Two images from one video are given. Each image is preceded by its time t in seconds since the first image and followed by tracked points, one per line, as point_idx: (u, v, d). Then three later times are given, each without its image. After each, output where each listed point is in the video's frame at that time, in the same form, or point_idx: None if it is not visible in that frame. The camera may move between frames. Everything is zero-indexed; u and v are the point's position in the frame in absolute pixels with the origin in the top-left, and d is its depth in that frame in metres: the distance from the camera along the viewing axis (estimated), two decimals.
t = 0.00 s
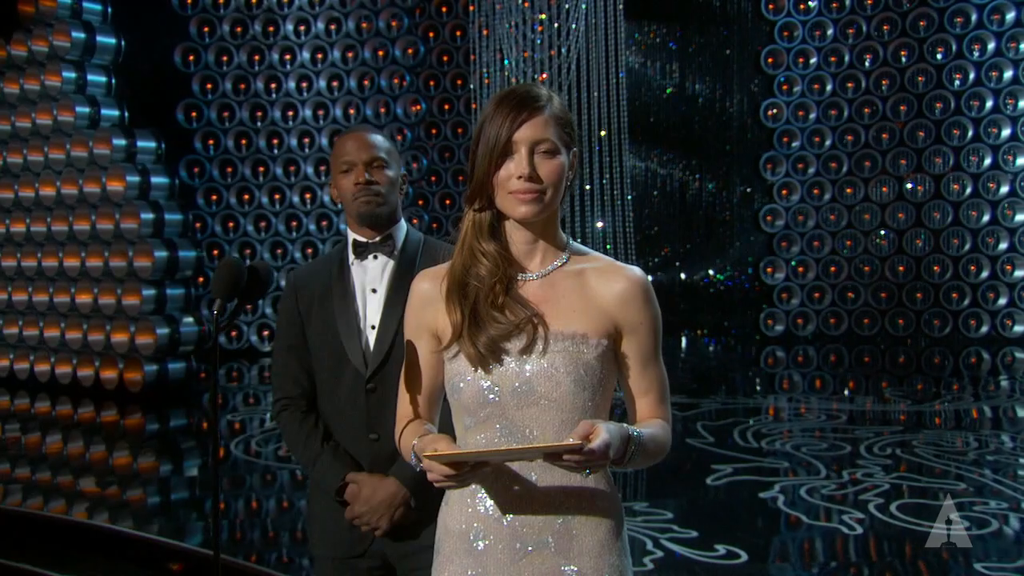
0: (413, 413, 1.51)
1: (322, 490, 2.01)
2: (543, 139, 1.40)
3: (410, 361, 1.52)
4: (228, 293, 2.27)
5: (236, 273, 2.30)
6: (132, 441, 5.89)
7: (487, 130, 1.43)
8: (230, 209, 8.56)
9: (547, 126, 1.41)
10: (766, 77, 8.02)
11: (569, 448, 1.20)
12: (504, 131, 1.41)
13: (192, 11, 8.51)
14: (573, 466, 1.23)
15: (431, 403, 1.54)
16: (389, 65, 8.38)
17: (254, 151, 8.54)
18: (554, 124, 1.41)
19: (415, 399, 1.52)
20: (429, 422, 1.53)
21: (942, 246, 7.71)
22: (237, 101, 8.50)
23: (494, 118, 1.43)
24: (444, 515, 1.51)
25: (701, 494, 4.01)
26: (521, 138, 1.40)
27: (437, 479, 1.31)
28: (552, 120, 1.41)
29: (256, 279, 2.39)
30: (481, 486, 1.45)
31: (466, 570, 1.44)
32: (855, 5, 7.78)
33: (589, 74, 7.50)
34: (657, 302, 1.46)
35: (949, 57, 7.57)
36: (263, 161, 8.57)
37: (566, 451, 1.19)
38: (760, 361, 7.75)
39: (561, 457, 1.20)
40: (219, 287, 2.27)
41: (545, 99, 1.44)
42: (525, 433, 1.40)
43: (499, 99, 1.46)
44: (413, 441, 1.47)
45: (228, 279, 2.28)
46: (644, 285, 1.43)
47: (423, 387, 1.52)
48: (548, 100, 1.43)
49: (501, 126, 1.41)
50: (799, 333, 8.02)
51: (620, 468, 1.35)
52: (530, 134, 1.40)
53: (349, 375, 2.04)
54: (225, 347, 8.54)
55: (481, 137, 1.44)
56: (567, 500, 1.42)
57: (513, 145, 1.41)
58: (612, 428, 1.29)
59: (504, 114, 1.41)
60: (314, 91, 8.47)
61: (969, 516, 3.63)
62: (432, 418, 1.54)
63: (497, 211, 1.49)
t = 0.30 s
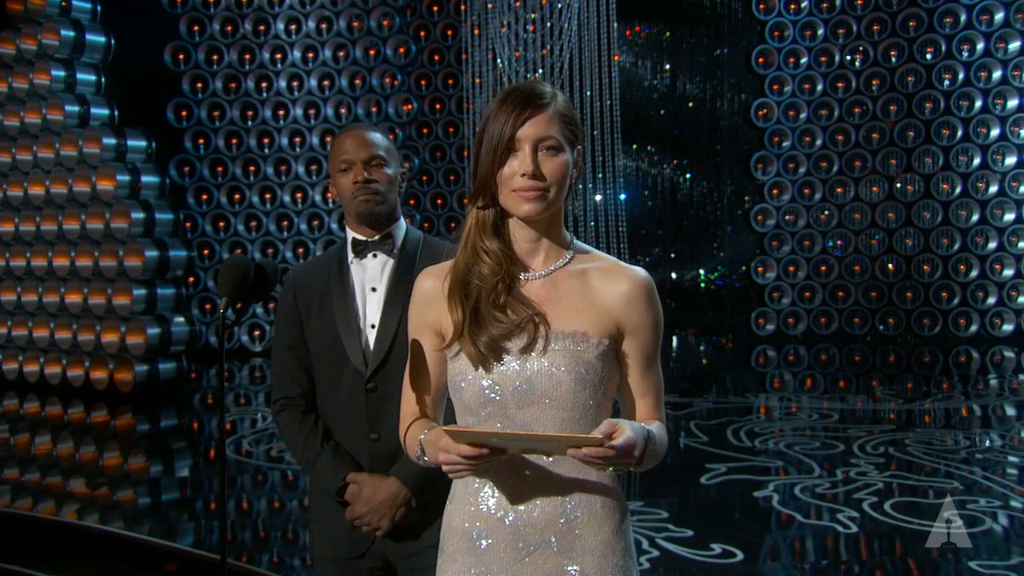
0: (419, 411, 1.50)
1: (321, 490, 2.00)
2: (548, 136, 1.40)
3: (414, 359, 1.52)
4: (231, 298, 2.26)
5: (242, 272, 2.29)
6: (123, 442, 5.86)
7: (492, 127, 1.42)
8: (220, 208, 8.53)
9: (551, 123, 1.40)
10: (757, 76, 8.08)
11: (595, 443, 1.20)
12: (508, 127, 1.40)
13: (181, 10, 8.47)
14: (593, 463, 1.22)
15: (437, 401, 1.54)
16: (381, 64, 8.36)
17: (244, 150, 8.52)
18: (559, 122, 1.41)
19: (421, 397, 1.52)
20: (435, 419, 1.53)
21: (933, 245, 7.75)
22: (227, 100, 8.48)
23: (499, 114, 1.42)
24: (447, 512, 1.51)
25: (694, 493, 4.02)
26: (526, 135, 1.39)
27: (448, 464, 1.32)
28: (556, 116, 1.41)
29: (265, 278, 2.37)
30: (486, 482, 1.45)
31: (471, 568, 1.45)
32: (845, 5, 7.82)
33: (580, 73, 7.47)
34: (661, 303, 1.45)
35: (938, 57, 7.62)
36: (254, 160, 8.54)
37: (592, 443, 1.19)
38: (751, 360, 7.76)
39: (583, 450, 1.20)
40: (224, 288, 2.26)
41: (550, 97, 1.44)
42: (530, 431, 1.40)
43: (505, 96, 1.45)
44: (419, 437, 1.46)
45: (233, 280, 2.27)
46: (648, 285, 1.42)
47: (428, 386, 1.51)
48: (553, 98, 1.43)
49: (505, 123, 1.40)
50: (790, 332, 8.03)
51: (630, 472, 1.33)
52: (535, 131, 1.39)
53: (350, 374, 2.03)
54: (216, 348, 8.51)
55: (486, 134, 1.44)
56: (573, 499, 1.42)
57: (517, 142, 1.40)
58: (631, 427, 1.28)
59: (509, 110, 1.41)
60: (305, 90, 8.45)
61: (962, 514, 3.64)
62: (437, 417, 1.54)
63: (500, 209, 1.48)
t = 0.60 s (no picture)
0: (431, 408, 1.53)
1: (325, 489, 2.00)
2: (558, 129, 1.40)
3: (426, 355, 1.53)
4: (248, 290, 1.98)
5: (255, 266, 2.01)
6: (112, 442, 5.82)
7: (502, 121, 1.43)
8: (209, 206, 8.48)
9: (562, 117, 1.41)
10: (747, 75, 8.09)
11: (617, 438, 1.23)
12: (517, 121, 1.41)
13: (169, 6, 8.42)
14: (614, 461, 1.25)
15: (448, 397, 1.56)
16: (371, 61, 8.34)
17: (233, 148, 8.47)
18: (569, 115, 1.41)
19: (433, 394, 1.54)
20: (446, 416, 1.55)
21: (921, 243, 7.78)
22: (216, 97, 8.44)
23: (509, 109, 1.43)
24: (458, 509, 1.55)
25: (689, 490, 4.03)
26: (537, 129, 1.40)
27: (463, 461, 1.35)
28: (566, 110, 1.42)
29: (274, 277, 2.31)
30: (497, 482, 1.49)
31: (482, 564, 1.48)
32: (835, 4, 7.84)
33: (571, 71, 7.45)
34: (673, 299, 1.46)
35: (927, 56, 7.66)
36: (243, 158, 8.50)
37: (615, 438, 1.22)
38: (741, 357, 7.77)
39: (607, 446, 1.22)
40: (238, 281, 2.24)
41: (560, 90, 1.44)
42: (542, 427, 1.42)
43: (515, 89, 1.46)
44: (432, 435, 1.49)
45: (247, 271, 1.99)
46: (661, 281, 1.44)
47: (440, 383, 1.53)
48: (563, 91, 1.43)
49: (515, 117, 1.41)
50: (779, 330, 8.03)
51: (643, 468, 1.36)
52: (545, 125, 1.40)
53: (352, 371, 2.03)
54: (204, 346, 8.46)
55: (495, 128, 1.44)
56: (584, 498, 1.46)
57: (526, 136, 1.41)
58: (651, 424, 1.31)
59: (519, 105, 1.42)
60: (294, 87, 8.41)
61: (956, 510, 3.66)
62: (449, 413, 1.56)
63: (512, 205, 1.49)
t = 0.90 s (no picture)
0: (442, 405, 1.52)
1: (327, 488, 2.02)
2: (572, 121, 1.39)
3: (436, 352, 1.52)
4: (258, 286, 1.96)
5: (267, 259, 1.97)
6: (98, 440, 5.76)
7: (514, 114, 1.42)
8: (195, 203, 8.41)
9: (575, 109, 1.40)
10: (734, 73, 8.10)
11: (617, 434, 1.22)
12: (530, 114, 1.40)
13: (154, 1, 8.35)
14: (621, 460, 1.24)
15: (458, 394, 1.54)
16: (358, 57, 8.31)
17: (219, 144, 8.42)
18: (583, 107, 1.40)
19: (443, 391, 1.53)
20: (455, 414, 1.54)
21: (907, 240, 7.83)
22: (202, 93, 8.39)
23: (521, 101, 1.42)
24: (469, 508, 1.56)
25: (680, 486, 4.04)
26: (550, 121, 1.39)
27: (462, 472, 1.33)
28: (580, 101, 1.41)
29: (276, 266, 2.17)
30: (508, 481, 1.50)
31: (494, 563, 1.49)
32: (821, 2, 7.87)
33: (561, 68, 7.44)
34: (687, 294, 1.46)
35: (912, 54, 7.71)
36: (229, 154, 8.45)
37: (614, 434, 1.21)
38: (728, 355, 7.80)
39: (606, 443, 1.22)
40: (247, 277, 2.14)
41: (573, 82, 1.43)
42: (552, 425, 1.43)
43: (526, 82, 1.45)
44: (437, 434, 1.49)
45: (260, 267, 1.96)
46: (677, 277, 1.44)
47: (451, 380, 1.52)
48: (575, 83, 1.42)
49: (527, 110, 1.40)
50: (766, 327, 8.04)
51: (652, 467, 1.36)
52: (558, 117, 1.39)
53: (355, 370, 2.04)
54: (190, 344, 8.41)
55: (508, 122, 1.43)
56: (597, 498, 1.47)
57: (540, 129, 1.40)
58: (659, 423, 1.31)
59: (531, 98, 1.41)
60: (281, 83, 8.35)
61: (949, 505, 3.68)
62: (457, 411, 1.55)
63: (525, 198, 1.48)
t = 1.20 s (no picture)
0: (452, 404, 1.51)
1: (338, 487, 2.00)
2: (584, 116, 1.38)
3: (448, 349, 1.51)
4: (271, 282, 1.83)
5: (279, 255, 1.84)
6: (84, 438, 5.72)
7: (526, 108, 1.41)
8: (181, 199, 8.35)
9: (587, 103, 1.39)
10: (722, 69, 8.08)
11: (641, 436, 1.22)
12: (542, 108, 1.39)
13: None
14: (643, 461, 1.24)
15: (471, 393, 1.53)
16: (346, 53, 8.28)
17: (205, 140, 8.36)
18: (595, 102, 1.39)
19: (454, 391, 1.52)
20: (468, 413, 1.53)
21: (893, 238, 7.87)
22: (187, 89, 8.32)
23: (532, 96, 1.41)
24: (483, 506, 1.54)
25: (671, 483, 4.04)
26: (563, 115, 1.38)
27: (478, 471, 1.33)
28: (592, 95, 1.40)
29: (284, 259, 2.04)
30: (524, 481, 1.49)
31: (510, 561, 1.48)
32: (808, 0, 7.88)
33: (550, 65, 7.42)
34: (704, 290, 1.45)
35: (898, 52, 7.75)
36: (214, 150, 8.39)
37: (639, 437, 1.21)
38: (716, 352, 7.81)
39: (629, 445, 1.22)
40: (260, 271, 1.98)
41: (585, 77, 1.42)
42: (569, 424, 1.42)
43: (538, 77, 1.44)
44: (450, 434, 1.47)
45: (273, 263, 1.83)
46: (692, 273, 1.43)
47: (463, 379, 1.51)
48: (588, 77, 1.41)
49: (539, 104, 1.39)
50: (753, 324, 8.05)
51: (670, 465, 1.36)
52: (571, 111, 1.38)
53: (365, 368, 2.02)
54: (175, 341, 8.35)
55: (519, 116, 1.42)
56: (615, 497, 1.46)
57: (552, 123, 1.39)
58: (677, 421, 1.31)
59: (543, 93, 1.40)
60: (267, 79, 8.30)
61: (941, 502, 3.69)
62: (470, 410, 1.54)
63: (538, 195, 1.47)
